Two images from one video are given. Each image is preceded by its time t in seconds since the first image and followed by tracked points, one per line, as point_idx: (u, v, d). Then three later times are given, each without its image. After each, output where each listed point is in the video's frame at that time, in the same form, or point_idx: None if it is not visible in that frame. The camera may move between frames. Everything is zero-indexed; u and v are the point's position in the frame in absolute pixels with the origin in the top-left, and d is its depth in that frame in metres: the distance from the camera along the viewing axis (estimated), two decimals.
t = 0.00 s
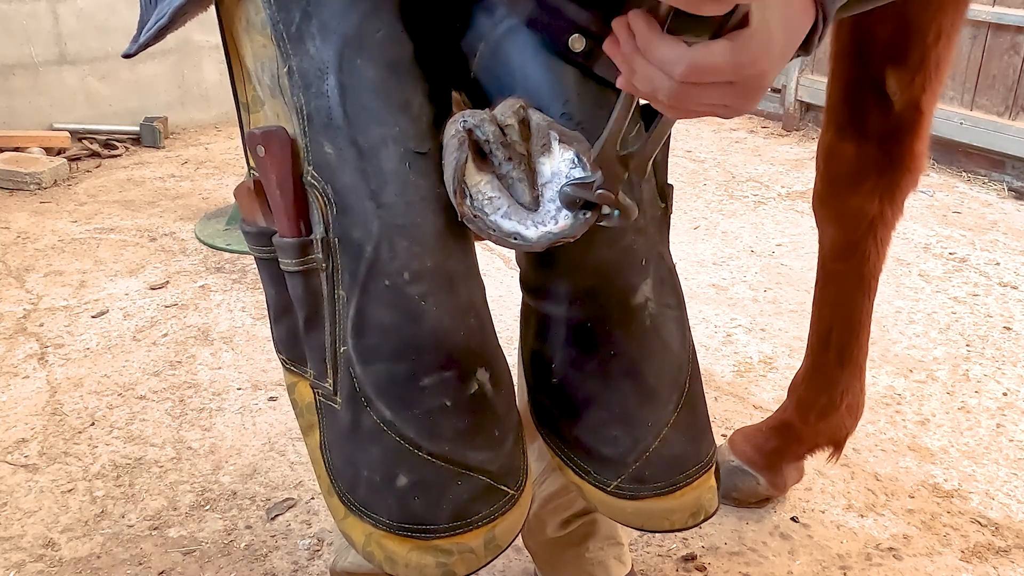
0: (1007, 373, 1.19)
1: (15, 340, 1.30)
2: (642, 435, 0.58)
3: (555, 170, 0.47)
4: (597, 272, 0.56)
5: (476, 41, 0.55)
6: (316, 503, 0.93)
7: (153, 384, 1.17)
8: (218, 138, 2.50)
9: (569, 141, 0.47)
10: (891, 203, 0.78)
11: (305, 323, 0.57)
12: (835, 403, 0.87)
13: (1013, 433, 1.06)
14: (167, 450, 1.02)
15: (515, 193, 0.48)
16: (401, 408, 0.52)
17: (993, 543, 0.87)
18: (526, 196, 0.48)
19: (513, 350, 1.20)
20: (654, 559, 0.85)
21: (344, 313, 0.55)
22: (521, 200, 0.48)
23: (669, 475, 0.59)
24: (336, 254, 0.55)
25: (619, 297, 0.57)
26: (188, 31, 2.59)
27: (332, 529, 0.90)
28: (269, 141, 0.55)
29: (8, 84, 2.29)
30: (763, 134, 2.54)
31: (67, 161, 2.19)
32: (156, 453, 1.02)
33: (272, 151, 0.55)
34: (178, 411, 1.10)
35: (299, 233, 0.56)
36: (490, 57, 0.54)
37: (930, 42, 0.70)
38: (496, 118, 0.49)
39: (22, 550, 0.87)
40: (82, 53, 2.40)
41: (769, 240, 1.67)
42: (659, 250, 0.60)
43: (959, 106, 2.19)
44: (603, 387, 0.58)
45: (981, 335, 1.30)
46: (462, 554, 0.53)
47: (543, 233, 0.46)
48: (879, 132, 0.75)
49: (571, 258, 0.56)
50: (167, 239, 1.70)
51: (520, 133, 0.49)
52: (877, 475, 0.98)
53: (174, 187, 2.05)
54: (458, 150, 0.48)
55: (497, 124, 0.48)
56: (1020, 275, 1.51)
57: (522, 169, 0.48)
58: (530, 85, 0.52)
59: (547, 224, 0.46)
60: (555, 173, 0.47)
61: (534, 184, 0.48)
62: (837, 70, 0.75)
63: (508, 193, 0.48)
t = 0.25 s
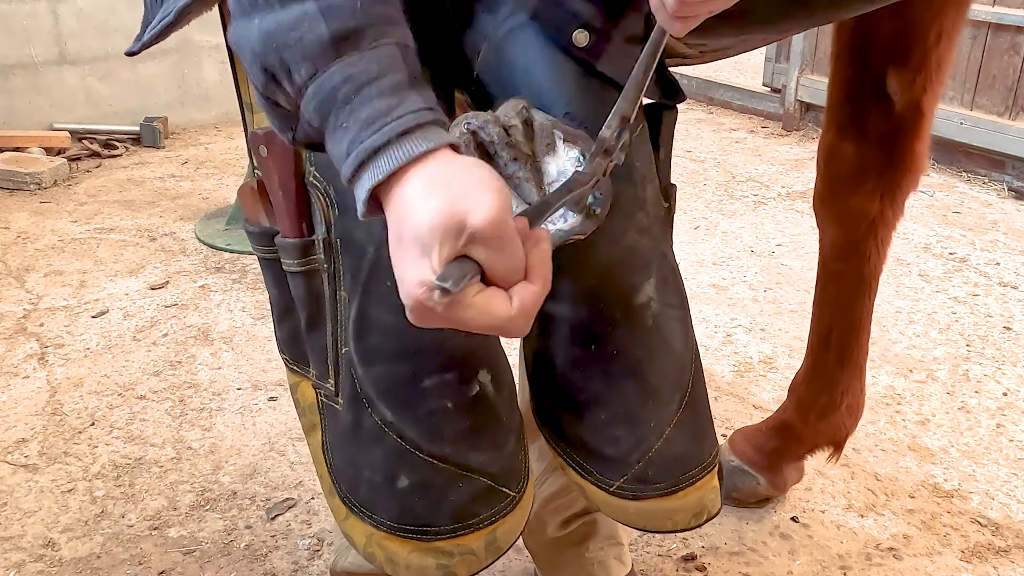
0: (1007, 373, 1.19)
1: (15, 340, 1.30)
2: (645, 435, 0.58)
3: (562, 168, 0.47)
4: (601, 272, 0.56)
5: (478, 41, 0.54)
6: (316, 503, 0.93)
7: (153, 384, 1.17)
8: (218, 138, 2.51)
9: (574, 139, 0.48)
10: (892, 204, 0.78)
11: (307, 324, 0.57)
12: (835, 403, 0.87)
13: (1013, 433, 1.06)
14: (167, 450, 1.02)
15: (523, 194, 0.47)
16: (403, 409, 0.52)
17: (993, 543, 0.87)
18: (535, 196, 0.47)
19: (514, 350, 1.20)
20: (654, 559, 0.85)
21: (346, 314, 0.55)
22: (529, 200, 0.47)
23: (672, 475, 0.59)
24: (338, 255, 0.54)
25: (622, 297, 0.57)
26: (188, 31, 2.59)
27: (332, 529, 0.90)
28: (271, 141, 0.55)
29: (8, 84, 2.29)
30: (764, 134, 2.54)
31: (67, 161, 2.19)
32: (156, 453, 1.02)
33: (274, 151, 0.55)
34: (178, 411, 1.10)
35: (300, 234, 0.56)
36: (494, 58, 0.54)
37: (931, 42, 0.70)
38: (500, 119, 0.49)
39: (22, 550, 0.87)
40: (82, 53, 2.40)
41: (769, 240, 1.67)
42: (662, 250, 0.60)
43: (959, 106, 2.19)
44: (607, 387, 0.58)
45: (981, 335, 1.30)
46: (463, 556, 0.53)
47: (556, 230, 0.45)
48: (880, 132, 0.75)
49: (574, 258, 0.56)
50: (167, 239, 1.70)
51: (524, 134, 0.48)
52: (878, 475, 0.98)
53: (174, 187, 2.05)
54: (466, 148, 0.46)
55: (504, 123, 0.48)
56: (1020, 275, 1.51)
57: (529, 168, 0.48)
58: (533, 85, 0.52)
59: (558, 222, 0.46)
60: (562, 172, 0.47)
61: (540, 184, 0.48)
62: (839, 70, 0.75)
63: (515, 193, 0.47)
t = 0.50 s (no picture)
0: (1007, 373, 1.19)
1: (15, 340, 1.30)
2: (644, 436, 0.58)
3: (558, 172, 0.47)
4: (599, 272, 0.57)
5: (476, 43, 0.55)
6: (316, 503, 0.93)
7: (153, 384, 1.17)
8: (218, 138, 2.51)
9: (573, 143, 0.48)
10: (893, 204, 0.78)
11: (305, 325, 0.57)
12: (835, 403, 0.87)
13: (1013, 433, 1.06)
14: (167, 450, 1.02)
15: (521, 197, 0.49)
16: (401, 410, 0.52)
17: (994, 543, 0.87)
18: (531, 199, 0.48)
19: (514, 350, 1.20)
20: (654, 559, 0.85)
21: (344, 315, 0.55)
22: (525, 203, 0.49)
23: (672, 475, 0.59)
24: (336, 256, 0.54)
25: (621, 298, 0.57)
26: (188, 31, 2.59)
27: (332, 529, 0.90)
28: (269, 143, 0.55)
29: (8, 84, 2.29)
30: (764, 134, 2.54)
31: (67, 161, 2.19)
32: (156, 453, 1.02)
33: (272, 152, 0.55)
34: (178, 411, 1.10)
35: (299, 236, 0.56)
36: (491, 60, 0.54)
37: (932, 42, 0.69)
38: (499, 121, 0.49)
39: (22, 550, 0.87)
40: (82, 52, 2.40)
41: (769, 240, 1.67)
42: (661, 250, 0.60)
43: (959, 106, 2.19)
44: (606, 388, 0.58)
45: (981, 335, 1.30)
46: (463, 557, 0.53)
47: (548, 235, 0.46)
48: (880, 133, 0.75)
49: (573, 259, 0.56)
50: (167, 239, 1.70)
51: (523, 136, 0.49)
52: (877, 475, 0.98)
53: (174, 187, 2.05)
54: (462, 153, 0.48)
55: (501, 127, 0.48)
56: (1020, 275, 1.51)
57: (527, 171, 0.48)
58: (529, 89, 0.53)
59: (552, 225, 0.47)
60: (559, 175, 0.47)
61: (538, 186, 0.49)
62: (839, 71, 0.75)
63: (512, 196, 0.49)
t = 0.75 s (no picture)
0: (1007, 373, 1.19)
1: (15, 340, 1.30)
2: (645, 435, 0.58)
3: (559, 174, 0.46)
4: (600, 272, 0.57)
5: (479, 43, 0.55)
6: (316, 503, 0.93)
7: (153, 384, 1.17)
8: (218, 138, 2.51)
9: (575, 146, 0.47)
10: (893, 204, 0.78)
11: (307, 324, 0.57)
12: (835, 404, 0.87)
13: (1013, 433, 1.06)
14: (167, 450, 1.02)
15: (522, 198, 0.49)
16: (403, 409, 0.52)
17: (994, 543, 0.87)
18: (533, 201, 0.48)
19: (514, 350, 1.20)
20: (654, 559, 0.85)
21: (346, 314, 0.54)
22: (527, 204, 0.49)
23: (673, 475, 0.59)
24: (338, 255, 0.54)
25: (622, 297, 0.57)
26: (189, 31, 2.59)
27: (332, 529, 0.90)
28: (272, 143, 0.55)
29: (8, 84, 2.29)
30: (764, 134, 2.54)
31: (67, 161, 2.19)
32: (156, 453, 1.02)
33: (275, 151, 0.55)
34: (178, 411, 1.10)
35: (301, 235, 0.56)
36: (494, 60, 0.54)
37: (933, 42, 0.70)
38: (501, 122, 0.49)
39: (22, 550, 0.87)
40: (82, 52, 2.40)
41: (769, 240, 1.67)
42: (662, 251, 0.60)
43: (959, 106, 2.19)
44: (607, 388, 0.58)
45: (981, 335, 1.30)
46: (464, 555, 0.53)
47: (549, 237, 0.46)
48: (880, 133, 0.75)
49: (574, 259, 0.57)
50: (167, 239, 1.70)
51: (525, 137, 0.49)
52: (878, 475, 0.98)
53: (174, 187, 2.05)
54: (464, 154, 0.48)
55: (503, 128, 0.48)
56: (1020, 275, 1.51)
57: (528, 173, 0.49)
58: (531, 89, 0.53)
59: (553, 228, 0.46)
60: (560, 177, 0.46)
61: (540, 188, 0.49)
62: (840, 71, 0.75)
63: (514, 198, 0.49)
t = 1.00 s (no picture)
0: (1007, 373, 1.19)
1: (15, 340, 1.30)
2: (644, 434, 0.58)
3: (558, 174, 0.46)
4: (598, 271, 0.57)
5: (477, 42, 0.55)
6: (316, 503, 0.93)
7: (153, 384, 1.17)
8: (218, 138, 2.51)
9: (573, 145, 0.47)
10: (893, 204, 0.78)
11: (307, 323, 0.57)
12: (835, 404, 0.87)
13: (1013, 433, 1.06)
14: (167, 450, 1.02)
15: (520, 198, 0.48)
16: (403, 408, 0.52)
17: (994, 543, 0.87)
18: (530, 201, 0.48)
19: (514, 350, 1.20)
20: (654, 559, 0.85)
21: (345, 313, 0.54)
22: (525, 204, 0.48)
23: (672, 474, 0.59)
24: (338, 254, 0.54)
25: (621, 297, 0.57)
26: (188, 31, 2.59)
27: (332, 529, 0.90)
28: (272, 142, 0.55)
29: (8, 84, 2.29)
30: (764, 134, 2.54)
31: (67, 161, 2.19)
32: (156, 453, 1.02)
33: (275, 151, 0.55)
34: (178, 411, 1.10)
35: (301, 234, 0.56)
36: (492, 59, 0.54)
37: (934, 42, 0.70)
38: (500, 122, 0.49)
39: (22, 550, 0.87)
40: (82, 53, 2.40)
41: (769, 240, 1.67)
42: (661, 250, 0.60)
43: (959, 106, 2.19)
44: (606, 387, 0.58)
45: (981, 335, 1.30)
46: (464, 555, 0.53)
47: (546, 237, 0.46)
48: (881, 133, 0.75)
49: (573, 258, 0.57)
50: (167, 239, 1.70)
51: (524, 137, 0.48)
52: (877, 475, 0.98)
53: (174, 187, 2.05)
54: (462, 154, 0.48)
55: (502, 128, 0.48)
56: (1020, 275, 1.51)
57: (526, 173, 0.48)
58: (530, 88, 0.52)
59: (550, 228, 0.46)
60: (558, 178, 0.46)
61: (538, 188, 0.48)
62: (841, 71, 0.75)
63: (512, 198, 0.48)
